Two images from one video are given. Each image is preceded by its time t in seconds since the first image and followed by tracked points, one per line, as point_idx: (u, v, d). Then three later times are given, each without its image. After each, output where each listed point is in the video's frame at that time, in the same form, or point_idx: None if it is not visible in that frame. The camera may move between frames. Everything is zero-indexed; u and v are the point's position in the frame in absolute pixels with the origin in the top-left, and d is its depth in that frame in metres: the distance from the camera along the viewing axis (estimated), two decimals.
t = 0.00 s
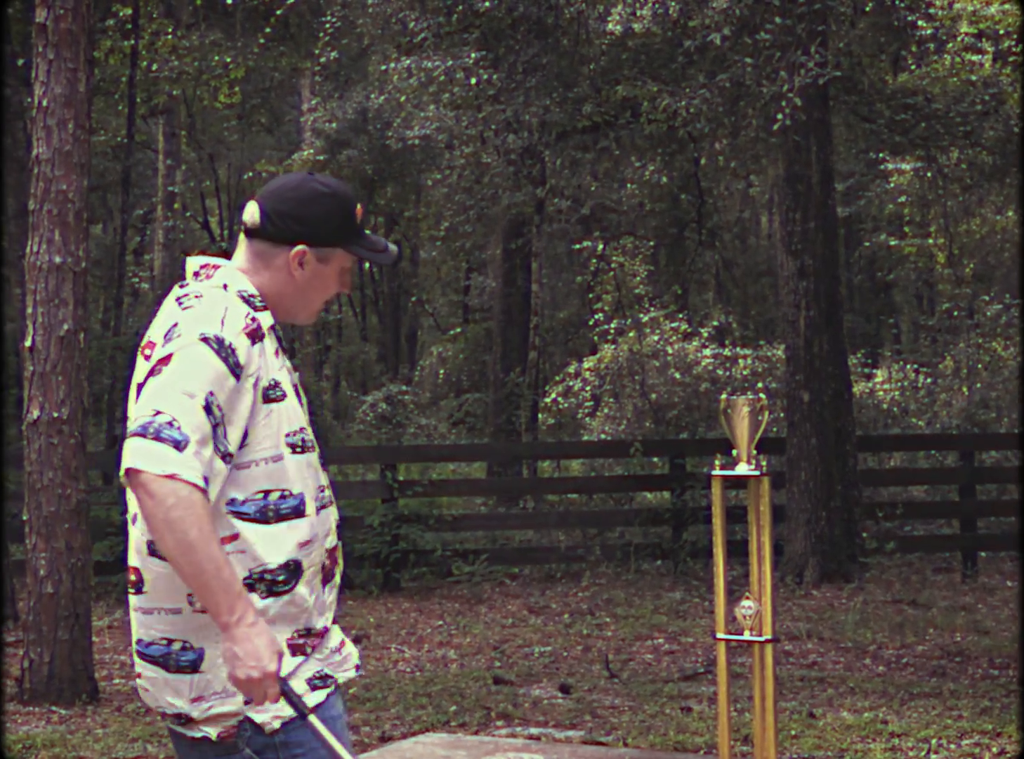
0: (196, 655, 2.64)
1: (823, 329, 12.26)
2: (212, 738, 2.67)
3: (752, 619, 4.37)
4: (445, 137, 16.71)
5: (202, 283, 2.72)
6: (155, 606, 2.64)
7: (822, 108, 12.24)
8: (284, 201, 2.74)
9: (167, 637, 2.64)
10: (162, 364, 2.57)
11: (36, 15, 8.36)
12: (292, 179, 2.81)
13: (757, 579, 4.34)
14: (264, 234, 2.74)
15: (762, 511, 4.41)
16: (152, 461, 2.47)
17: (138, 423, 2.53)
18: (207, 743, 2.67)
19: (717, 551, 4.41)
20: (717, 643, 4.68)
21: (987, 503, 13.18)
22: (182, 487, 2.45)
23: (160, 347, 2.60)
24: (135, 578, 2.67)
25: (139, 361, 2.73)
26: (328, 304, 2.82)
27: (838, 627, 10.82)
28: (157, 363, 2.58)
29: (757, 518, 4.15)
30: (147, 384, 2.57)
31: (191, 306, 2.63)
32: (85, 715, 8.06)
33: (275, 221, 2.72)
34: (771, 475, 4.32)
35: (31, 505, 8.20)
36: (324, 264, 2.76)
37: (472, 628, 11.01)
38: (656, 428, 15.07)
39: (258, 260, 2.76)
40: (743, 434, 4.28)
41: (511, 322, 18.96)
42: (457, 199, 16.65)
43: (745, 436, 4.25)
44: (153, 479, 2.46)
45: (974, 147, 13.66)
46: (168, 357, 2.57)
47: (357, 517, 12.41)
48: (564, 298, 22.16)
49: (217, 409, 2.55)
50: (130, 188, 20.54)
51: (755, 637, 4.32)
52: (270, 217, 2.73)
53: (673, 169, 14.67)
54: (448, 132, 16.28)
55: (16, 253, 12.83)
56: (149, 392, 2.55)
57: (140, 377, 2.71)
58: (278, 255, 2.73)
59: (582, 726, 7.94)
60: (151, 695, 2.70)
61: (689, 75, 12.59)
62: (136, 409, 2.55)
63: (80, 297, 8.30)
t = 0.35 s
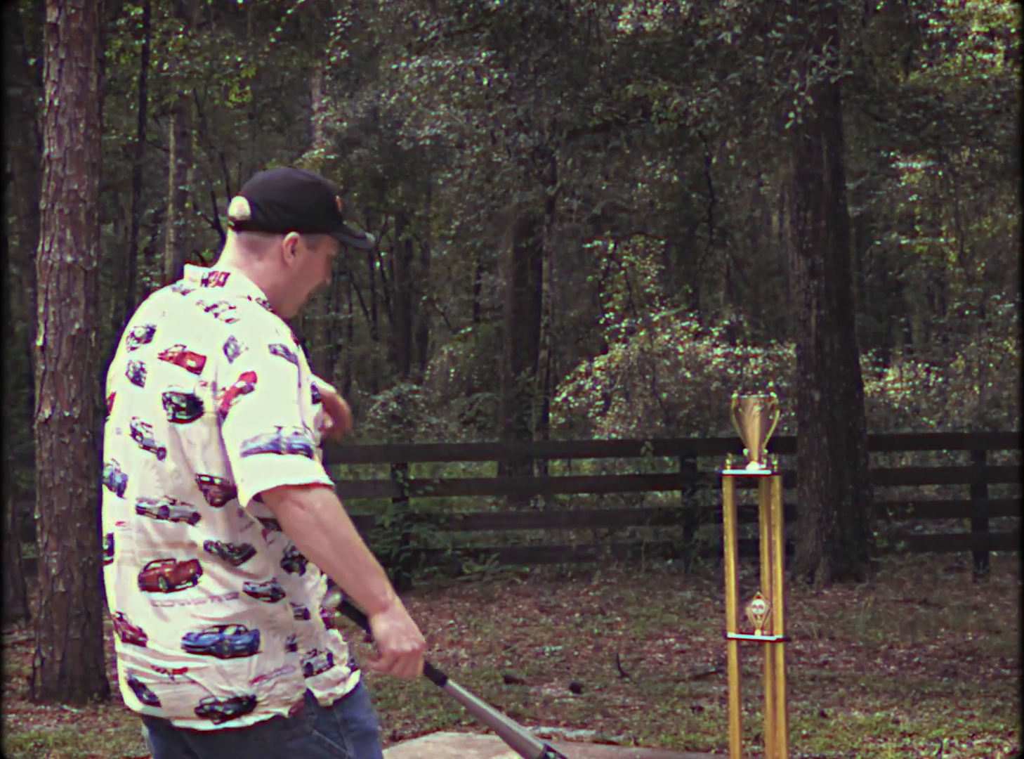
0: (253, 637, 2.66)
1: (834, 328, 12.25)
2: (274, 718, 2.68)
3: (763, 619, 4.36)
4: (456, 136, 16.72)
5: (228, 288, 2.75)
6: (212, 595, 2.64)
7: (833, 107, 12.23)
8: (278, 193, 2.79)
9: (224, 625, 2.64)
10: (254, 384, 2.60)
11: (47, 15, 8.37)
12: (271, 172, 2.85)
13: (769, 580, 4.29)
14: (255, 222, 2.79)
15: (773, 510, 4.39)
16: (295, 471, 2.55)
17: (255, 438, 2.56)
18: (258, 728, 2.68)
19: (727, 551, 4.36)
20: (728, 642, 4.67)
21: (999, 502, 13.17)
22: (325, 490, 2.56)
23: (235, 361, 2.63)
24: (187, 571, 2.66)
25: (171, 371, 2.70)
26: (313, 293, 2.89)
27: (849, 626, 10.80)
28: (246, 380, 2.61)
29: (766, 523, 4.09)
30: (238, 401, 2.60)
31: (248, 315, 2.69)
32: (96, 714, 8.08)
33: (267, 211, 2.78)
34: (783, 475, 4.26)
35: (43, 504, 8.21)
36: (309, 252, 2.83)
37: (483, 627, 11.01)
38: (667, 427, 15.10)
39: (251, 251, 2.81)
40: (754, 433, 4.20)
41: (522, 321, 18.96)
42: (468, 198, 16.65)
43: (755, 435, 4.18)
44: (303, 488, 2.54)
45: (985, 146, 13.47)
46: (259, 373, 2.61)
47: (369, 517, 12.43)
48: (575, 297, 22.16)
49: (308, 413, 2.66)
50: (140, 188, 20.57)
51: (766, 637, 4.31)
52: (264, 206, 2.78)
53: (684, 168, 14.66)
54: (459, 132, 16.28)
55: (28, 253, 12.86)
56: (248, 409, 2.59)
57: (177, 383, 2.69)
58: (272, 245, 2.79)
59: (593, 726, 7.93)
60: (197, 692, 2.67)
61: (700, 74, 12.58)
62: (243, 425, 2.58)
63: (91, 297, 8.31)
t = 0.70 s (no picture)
0: (299, 656, 2.59)
1: (844, 328, 12.24)
2: (311, 736, 2.61)
3: (772, 619, 4.32)
4: (467, 135, 16.73)
5: (287, 289, 2.69)
6: (269, 609, 2.57)
7: (844, 106, 12.22)
8: (300, 187, 2.71)
9: (274, 639, 2.58)
10: (360, 387, 2.60)
11: (58, 16, 8.38)
12: (276, 160, 2.77)
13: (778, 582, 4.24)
14: (275, 217, 2.71)
15: (784, 511, 4.34)
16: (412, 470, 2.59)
17: (371, 439, 2.58)
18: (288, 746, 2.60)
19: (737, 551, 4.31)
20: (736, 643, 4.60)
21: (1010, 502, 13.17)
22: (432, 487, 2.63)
23: (330, 362, 2.61)
24: (241, 581, 2.58)
25: (243, 372, 2.61)
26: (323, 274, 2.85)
27: (860, 626, 10.79)
28: (350, 381, 2.60)
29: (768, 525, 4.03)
30: (347, 404, 2.59)
31: (328, 318, 2.66)
32: (107, 713, 8.09)
33: (288, 204, 2.70)
34: (793, 476, 4.20)
35: (54, 503, 8.22)
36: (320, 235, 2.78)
37: (493, 627, 11.02)
38: (676, 426, 15.06)
39: (273, 244, 2.73)
40: (765, 432, 4.15)
41: (532, 321, 18.98)
42: (479, 197, 16.66)
43: (765, 435, 4.11)
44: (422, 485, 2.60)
45: (995, 146, 13.37)
46: (359, 375, 2.61)
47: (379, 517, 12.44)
48: (585, 297, 22.19)
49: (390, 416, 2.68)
50: (150, 188, 20.60)
51: (776, 637, 4.27)
52: (288, 200, 2.70)
53: (696, 168, 14.66)
54: (469, 132, 16.30)
55: (38, 253, 12.87)
56: (358, 412, 2.58)
57: (253, 380, 2.60)
58: (297, 239, 2.73)
59: (604, 726, 7.92)
60: (238, 706, 2.58)
61: (710, 73, 12.57)
62: (356, 425, 2.58)
63: (102, 296, 8.31)
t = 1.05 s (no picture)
0: (348, 662, 2.33)
1: (850, 326, 12.23)
2: (363, 742, 2.35)
3: (779, 618, 4.31)
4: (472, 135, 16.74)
5: (341, 305, 2.42)
6: (317, 621, 2.32)
7: (849, 105, 12.22)
8: (348, 198, 2.44)
9: (324, 646, 2.32)
10: (421, 422, 2.34)
11: (64, 15, 8.39)
12: (321, 163, 2.49)
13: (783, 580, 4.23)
14: (321, 226, 2.44)
15: (790, 510, 4.34)
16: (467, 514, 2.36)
17: (434, 474, 2.33)
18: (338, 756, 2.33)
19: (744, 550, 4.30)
20: (744, 642, 4.62)
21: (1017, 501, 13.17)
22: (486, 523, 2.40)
23: (392, 394, 2.34)
24: (287, 591, 2.32)
25: (296, 386, 2.34)
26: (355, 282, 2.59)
27: (866, 626, 10.77)
28: (412, 415, 2.34)
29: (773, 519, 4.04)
30: (410, 438, 2.32)
31: (387, 343, 2.39)
32: (113, 711, 8.10)
33: (338, 214, 2.43)
34: (799, 474, 4.21)
35: (60, 502, 8.21)
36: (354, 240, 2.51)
37: (499, 625, 11.03)
38: (683, 426, 15.20)
39: (317, 252, 2.46)
40: (770, 432, 4.18)
41: (538, 320, 19.00)
42: (485, 197, 16.68)
43: (771, 434, 4.16)
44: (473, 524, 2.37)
45: (1002, 146, 13.33)
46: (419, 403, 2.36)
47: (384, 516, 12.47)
48: (591, 296, 22.22)
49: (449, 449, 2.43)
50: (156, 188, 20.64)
51: (781, 636, 4.25)
52: (336, 210, 2.43)
53: (701, 167, 14.67)
54: (474, 131, 16.33)
55: (44, 252, 12.89)
56: (422, 446, 2.33)
57: (307, 395, 2.33)
58: (340, 251, 2.46)
59: (609, 724, 7.94)
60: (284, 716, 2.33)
61: (716, 72, 12.58)
62: (414, 462, 2.32)
63: (108, 295, 8.31)
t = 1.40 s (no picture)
0: (355, 656, 2.39)
1: (851, 327, 12.22)
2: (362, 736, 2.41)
3: (781, 619, 4.29)
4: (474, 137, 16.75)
5: (313, 309, 2.47)
6: (330, 618, 2.36)
7: (851, 106, 12.22)
8: (301, 211, 2.46)
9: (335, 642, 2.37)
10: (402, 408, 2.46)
11: (65, 16, 8.39)
12: (262, 174, 2.49)
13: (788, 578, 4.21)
14: (274, 239, 2.46)
15: (792, 512, 4.33)
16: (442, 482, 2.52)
17: (414, 445, 2.47)
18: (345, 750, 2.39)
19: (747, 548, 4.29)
20: (745, 644, 4.61)
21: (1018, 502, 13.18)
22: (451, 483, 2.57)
23: (376, 389, 2.42)
24: (302, 592, 2.35)
25: (287, 390, 2.37)
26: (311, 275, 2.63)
27: (867, 626, 10.77)
28: (394, 403, 2.45)
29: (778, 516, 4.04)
30: (396, 425, 2.44)
31: (360, 338, 2.46)
32: (114, 713, 8.10)
33: (290, 223, 2.45)
34: (801, 476, 4.19)
35: (61, 503, 8.22)
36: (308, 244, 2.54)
37: (500, 626, 11.02)
38: (683, 427, 15.26)
39: (273, 265, 2.48)
40: (772, 433, 4.18)
41: (540, 321, 19.01)
42: (487, 197, 16.68)
43: (772, 435, 4.16)
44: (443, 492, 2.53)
45: (1002, 145, 13.40)
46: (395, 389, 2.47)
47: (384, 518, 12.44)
48: (592, 297, 22.25)
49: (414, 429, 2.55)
50: (158, 189, 20.64)
51: (783, 637, 4.24)
52: (291, 224, 2.46)
53: (702, 168, 14.67)
54: (476, 132, 16.34)
55: (45, 253, 12.89)
56: (408, 432, 2.45)
57: (301, 400, 2.37)
58: (295, 259, 2.48)
59: (610, 725, 7.94)
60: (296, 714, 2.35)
61: (717, 73, 12.56)
62: (402, 446, 2.44)
63: (109, 296, 8.31)
